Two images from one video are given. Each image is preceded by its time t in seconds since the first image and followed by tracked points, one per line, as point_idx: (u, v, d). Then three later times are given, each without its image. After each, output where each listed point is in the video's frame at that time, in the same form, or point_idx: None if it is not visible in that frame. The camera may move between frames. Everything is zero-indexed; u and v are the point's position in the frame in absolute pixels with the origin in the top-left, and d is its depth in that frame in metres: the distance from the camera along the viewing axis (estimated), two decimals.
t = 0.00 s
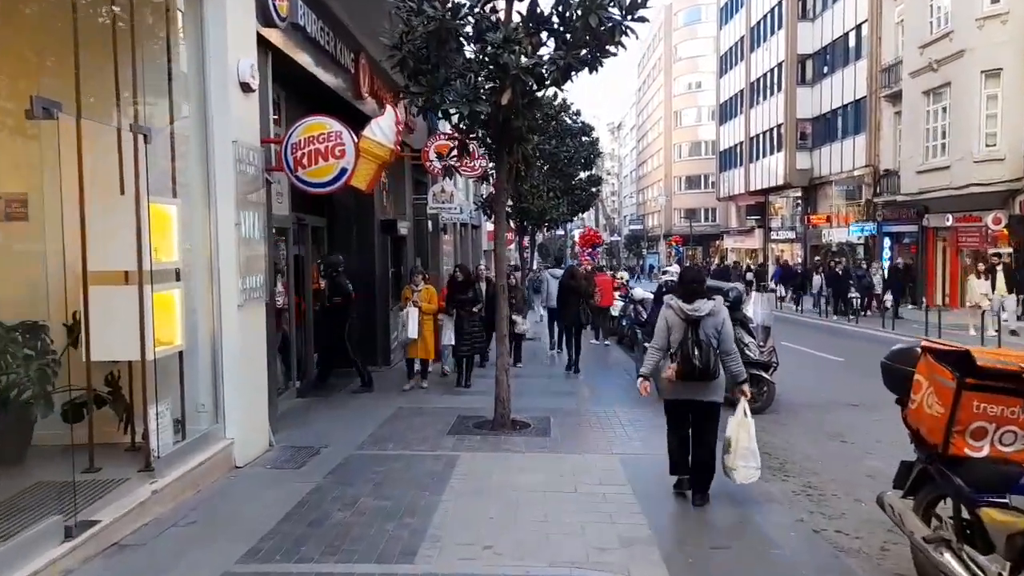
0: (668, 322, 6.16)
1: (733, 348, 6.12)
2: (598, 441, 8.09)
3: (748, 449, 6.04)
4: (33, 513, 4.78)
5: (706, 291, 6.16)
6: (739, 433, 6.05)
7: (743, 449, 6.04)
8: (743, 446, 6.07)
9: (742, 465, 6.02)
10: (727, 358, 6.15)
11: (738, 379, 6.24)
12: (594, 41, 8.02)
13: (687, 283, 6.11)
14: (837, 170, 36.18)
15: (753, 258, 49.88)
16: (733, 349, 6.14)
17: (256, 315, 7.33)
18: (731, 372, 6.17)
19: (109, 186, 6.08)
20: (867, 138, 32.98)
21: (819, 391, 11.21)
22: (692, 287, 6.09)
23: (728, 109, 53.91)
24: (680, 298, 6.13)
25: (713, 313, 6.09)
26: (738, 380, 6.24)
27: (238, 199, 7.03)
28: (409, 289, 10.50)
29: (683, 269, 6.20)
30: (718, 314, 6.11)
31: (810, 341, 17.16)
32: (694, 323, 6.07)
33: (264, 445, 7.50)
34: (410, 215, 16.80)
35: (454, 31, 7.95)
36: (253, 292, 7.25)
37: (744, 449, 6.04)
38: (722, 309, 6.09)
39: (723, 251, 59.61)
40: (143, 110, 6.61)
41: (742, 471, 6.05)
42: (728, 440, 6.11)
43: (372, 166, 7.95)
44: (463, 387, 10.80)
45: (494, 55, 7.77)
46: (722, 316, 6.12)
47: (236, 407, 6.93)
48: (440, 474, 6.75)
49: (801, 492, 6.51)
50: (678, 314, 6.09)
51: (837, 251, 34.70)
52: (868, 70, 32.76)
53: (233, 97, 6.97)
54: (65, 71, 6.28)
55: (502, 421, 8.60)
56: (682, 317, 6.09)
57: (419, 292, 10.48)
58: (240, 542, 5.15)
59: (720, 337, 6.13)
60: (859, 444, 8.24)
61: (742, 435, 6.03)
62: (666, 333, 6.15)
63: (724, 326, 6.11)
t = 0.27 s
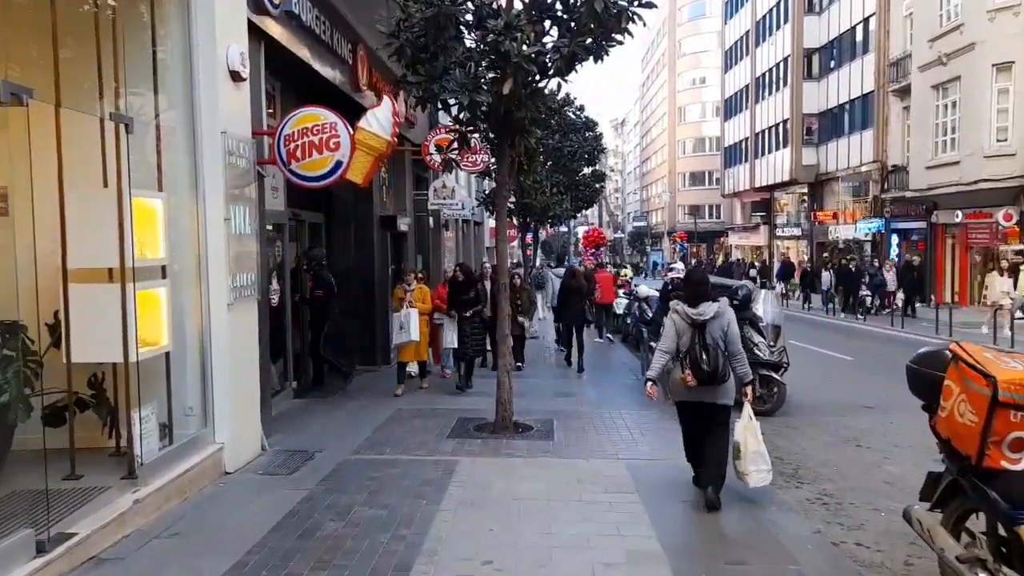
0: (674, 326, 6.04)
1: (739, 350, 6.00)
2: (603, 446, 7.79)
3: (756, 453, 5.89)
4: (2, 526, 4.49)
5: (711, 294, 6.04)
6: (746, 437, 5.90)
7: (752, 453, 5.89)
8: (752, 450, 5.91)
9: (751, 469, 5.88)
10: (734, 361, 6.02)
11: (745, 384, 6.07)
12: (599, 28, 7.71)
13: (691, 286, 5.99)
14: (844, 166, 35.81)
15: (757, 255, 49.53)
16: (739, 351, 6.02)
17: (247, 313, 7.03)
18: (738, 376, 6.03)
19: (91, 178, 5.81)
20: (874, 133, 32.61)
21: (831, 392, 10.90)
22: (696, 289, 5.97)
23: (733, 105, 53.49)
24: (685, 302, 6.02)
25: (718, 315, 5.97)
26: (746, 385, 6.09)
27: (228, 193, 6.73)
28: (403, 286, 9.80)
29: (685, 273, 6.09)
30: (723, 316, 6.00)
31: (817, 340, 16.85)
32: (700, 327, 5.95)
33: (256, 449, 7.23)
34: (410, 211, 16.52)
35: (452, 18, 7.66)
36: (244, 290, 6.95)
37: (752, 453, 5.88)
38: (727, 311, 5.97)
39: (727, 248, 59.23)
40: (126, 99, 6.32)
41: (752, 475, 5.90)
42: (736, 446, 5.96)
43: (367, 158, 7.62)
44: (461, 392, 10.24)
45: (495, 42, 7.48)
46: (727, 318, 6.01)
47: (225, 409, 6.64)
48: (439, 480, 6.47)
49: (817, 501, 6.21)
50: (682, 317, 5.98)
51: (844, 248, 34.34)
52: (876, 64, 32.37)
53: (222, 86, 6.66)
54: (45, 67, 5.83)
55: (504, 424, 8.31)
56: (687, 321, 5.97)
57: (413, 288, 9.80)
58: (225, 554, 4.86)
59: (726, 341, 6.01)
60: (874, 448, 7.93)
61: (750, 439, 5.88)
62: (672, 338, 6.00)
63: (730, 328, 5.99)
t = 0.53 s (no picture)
0: (678, 322, 6.32)
1: (745, 342, 6.30)
2: (604, 451, 7.53)
3: (763, 440, 6.22)
4: None
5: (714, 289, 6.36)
6: (752, 425, 6.24)
7: (757, 439, 6.22)
8: (757, 438, 6.24)
9: (756, 455, 6.20)
10: (739, 352, 6.32)
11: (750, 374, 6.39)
12: (601, 19, 7.44)
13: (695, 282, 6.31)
14: (847, 166, 35.52)
15: (759, 255, 49.24)
16: (745, 343, 6.31)
17: (235, 314, 6.77)
18: (744, 366, 6.32)
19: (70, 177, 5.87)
20: (878, 132, 32.30)
21: (839, 395, 10.62)
22: (700, 285, 6.30)
23: (735, 105, 53.16)
24: (689, 298, 6.33)
25: (722, 310, 6.26)
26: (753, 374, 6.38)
27: (214, 190, 6.46)
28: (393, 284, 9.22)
29: (690, 269, 6.38)
30: (726, 310, 6.30)
31: (823, 342, 16.57)
32: (704, 322, 6.24)
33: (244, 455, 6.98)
34: (409, 211, 16.28)
35: (448, 7, 7.35)
36: (232, 291, 6.69)
37: (757, 441, 6.21)
38: (730, 306, 6.27)
39: (730, 249, 58.87)
40: (106, 90, 6.06)
41: (757, 462, 6.22)
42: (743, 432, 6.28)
43: (360, 153, 7.34)
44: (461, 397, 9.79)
45: (493, 33, 7.20)
46: (730, 312, 6.32)
47: (211, 413, 6.39)
48: (433, 489, 6.21)
49: (828, 512, 5.96)
50: (687, 313, 6.28)
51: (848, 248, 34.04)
52: (880, 63, 32.08)
53: (208, 79, 6.40)
54: (20, 58, 5.88)
55: (502, 429, 8.06)
56: (692, 316, 6.27)
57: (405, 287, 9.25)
58: (204, 570, 4.61)
59: (730, 333, 6.32)
60: (885, 454, 7.67)
61: (756, 426, 6.22)
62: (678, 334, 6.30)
63: (733, 322, 6.29)
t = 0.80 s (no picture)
0: (683, 322, 6.17)
1: (745, 343, 6.24)
2: (604, 456, 7.21)
3: (764, 444, 6.02)
4: None
5: (718, 290, 6.23)
6: (751, 429, 6.05)
7: (756, 446, 6.02)
8: (756, 442, 6.04)
9: (756, 461, 6.00)
10: (739, 353, 6.25)
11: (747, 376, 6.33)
12: (601, 5, 7.12)
13: (700, 282, 6.17)
14: (852, 161, 35.15)
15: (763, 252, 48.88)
16: (745, 345, 6.24)
17: (215, 314, 6.45)
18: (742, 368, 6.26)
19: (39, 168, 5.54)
20: (883, 127, 31.91)
21: (846, 395, 10.30)
22: (705, 285, 6.16)
23: (738, 100, 52.75)
24: (694, 298, 6.18)
25: (727, 312, 6.16)
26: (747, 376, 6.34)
27: (192, 183, 6.15)
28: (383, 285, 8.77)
29: (693, 268, 6.23)
30: (730, 311, 6.20)
31: (829, 339, 16.23)
32: (710, 322, 6.12)
33: (227, 460, 6.67)
34: (407, 206, 15.98)
35: None
36: (213, 289, 6.37)
37: (757, 445, 6.01)
38: (734, 307, 6.18)
39: (733, 245, 58.49)
40: (73, 77, 5.69)
41: (757, 467, 6.02)
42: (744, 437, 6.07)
43: (348, 144, 6.98)
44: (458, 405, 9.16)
45: (487, 18, 6.87)
46: (734, 313, 6.21)
47: (191, 417, 6.08)
48: (423, 496, 5.90)
49: (840, 522, 5.64)
50: (694, 313, 6.12)
51: (852, 244, 33.68)
52: (886, 57, 31.68)
53: (186, 66, 6.08)
54: None
55: (498, 431, 7.75)
56: (698, 317, 6.13)
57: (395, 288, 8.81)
58: None
59: (732, 335, 6.23)
60: (898, 458, 7.33)
61: (756, 432, 6.01)
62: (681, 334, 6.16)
63: (736, 324, 6.20)
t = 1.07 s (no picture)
0: (685, 318, 6.26)
1: (745, 340, 6.33)
2: (605, 469, 6.87)
3: (759, 438, 6.23)
4: None
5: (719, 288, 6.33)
6: (748, 423, 6.26)
7: (751, 438, 6.24)
8: (752, 436, 6.25)
9: (750, 454, 6.22)
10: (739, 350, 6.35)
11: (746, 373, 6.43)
12: None
13: (701, 279, 6.27)
14: (856, 161, 34.80)
15: (766, 253, 48.52)
16: (745, 342, 6.34)
17: (195, 319, 6.14)
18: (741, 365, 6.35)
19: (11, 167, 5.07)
20: (888, 127, 31.55)
21: (854, 402, 9.98)
22: (707, 282, 6.25)
23: (740, 100, 52.39)
24: (696, 294, 6.27)
25: (729, 308, 6.24)
26: (746, 375, 6.43)
27: (170, 182, 5.83)
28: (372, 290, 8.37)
29: (694, 266, 6.33)
30: (731, 308, 6.30)
31: (834, 343, 15.88)
32: (711, 318, 6.21)
33: (209, 473, 6.37)
34: (404, 207, 15.68)
35: None
36: (193, 294, 6.07)
37: (753, 439, 6.23)
38: (735, 305, 6.28)
39: (735, 246, 58.12)
40: (44, 70, 5.24)
41: (751, 460, 6.23)
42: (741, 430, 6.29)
43: (335, 141, 6.66)
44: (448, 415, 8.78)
45: (481, 9, 6.57)
46: (735, 311, 6.31)
47: (168, 429, 5.78)
48: (413, 514, 5.58)
49: (854, 542, 5.31)
50: (696, 309, 6.21)
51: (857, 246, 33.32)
52: (890, 56, 31.33)
53: (162, 60, 5.78)
54: None
55: (493, 441, 7.44)
56: (699, 313, 6.22)
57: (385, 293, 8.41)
58: None
59: (733, 332, 6.32)
60: (913, 471, 6.99)
61: (750, 425, 6.23)
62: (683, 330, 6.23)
63: (737, 321, 6.29)
